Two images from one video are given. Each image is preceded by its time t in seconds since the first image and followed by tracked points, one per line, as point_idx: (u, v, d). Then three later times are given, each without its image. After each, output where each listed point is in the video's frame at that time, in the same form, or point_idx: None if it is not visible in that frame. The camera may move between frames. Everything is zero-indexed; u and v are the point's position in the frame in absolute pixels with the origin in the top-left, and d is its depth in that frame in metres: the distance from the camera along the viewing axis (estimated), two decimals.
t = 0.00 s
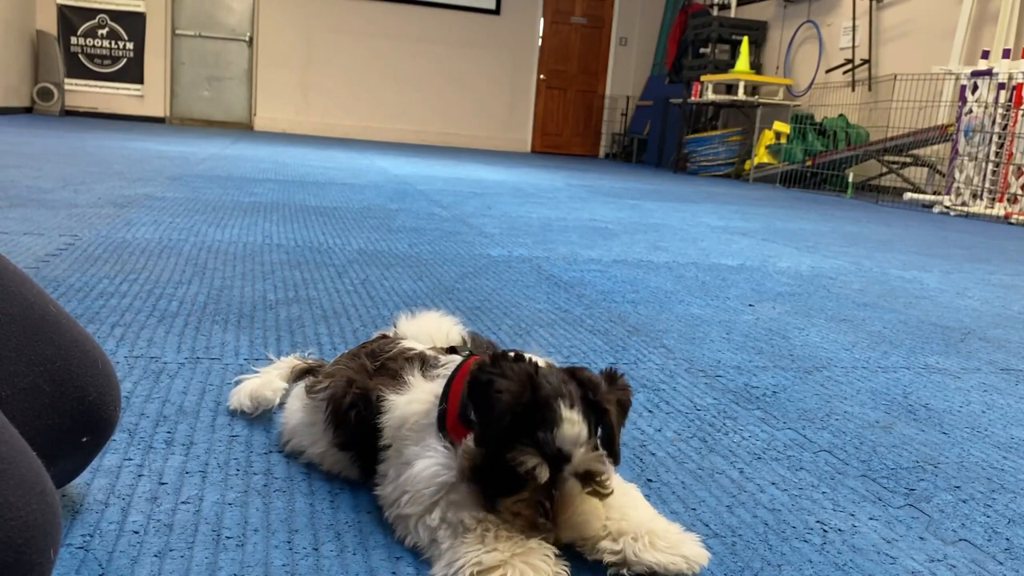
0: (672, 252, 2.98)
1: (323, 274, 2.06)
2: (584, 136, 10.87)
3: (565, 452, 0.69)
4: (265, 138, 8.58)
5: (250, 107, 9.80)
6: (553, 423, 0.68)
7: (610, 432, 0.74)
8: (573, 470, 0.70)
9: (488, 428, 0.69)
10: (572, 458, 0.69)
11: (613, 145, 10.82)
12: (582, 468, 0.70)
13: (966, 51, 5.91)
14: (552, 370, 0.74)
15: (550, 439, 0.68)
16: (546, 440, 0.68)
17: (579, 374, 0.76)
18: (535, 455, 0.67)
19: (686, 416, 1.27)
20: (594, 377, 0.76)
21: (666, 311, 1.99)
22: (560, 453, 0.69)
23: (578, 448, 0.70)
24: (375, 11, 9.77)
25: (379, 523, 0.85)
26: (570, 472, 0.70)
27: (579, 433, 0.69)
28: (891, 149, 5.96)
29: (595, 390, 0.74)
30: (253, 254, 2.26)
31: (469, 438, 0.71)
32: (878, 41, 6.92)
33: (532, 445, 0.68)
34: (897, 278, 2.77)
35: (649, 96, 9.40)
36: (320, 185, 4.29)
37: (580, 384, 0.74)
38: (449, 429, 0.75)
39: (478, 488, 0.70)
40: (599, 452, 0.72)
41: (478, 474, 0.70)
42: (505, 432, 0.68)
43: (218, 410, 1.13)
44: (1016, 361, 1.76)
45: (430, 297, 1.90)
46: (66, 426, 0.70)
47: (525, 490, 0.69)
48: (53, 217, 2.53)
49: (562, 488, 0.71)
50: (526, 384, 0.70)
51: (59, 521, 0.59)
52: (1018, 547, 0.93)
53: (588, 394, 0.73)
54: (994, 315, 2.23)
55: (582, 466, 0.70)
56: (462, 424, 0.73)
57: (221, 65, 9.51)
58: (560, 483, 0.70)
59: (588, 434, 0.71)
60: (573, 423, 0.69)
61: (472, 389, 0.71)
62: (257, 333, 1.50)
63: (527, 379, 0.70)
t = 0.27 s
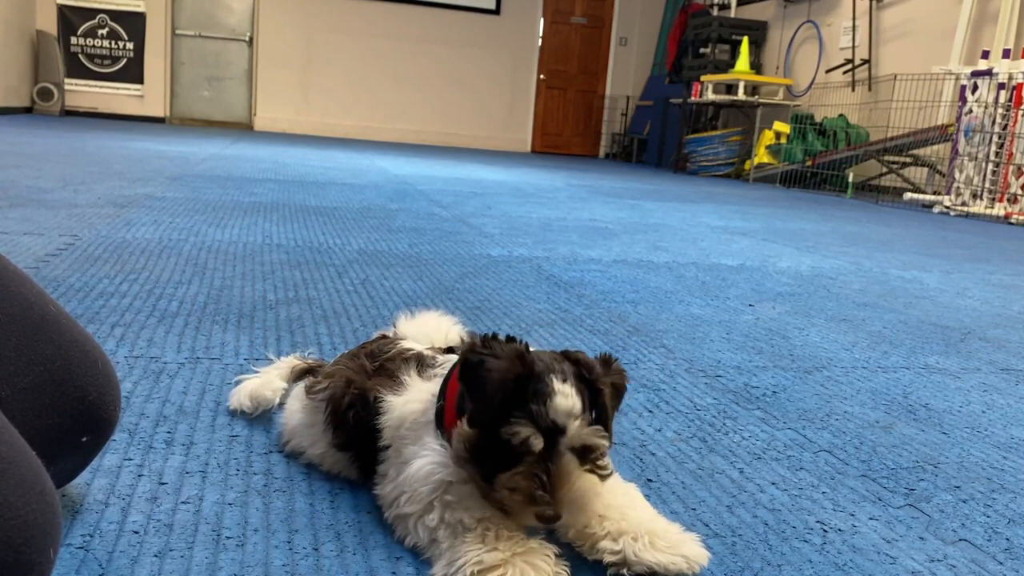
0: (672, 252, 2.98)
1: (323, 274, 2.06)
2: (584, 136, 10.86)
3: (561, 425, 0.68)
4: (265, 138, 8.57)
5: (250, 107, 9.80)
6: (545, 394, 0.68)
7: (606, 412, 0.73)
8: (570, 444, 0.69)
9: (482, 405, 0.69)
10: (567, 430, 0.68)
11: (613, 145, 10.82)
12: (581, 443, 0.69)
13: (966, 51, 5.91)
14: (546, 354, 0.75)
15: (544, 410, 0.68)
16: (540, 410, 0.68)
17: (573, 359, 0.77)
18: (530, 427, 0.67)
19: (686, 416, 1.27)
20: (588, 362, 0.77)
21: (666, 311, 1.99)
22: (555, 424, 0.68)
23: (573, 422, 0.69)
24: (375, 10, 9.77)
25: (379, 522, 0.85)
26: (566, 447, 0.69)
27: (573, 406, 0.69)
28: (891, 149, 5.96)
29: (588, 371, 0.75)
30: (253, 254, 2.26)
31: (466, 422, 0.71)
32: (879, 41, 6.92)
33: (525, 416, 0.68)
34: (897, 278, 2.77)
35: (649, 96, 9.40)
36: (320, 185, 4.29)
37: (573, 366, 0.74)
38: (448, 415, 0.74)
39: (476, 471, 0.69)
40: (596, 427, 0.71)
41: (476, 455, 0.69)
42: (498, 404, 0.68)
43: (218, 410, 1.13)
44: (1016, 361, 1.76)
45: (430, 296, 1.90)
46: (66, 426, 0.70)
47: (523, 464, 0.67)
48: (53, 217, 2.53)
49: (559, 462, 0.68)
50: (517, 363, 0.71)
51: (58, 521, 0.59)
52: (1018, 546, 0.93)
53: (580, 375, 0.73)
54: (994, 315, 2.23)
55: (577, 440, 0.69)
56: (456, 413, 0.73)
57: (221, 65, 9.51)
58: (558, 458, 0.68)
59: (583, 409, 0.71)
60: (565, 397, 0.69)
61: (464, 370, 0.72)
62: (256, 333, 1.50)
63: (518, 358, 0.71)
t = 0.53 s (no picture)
0: (672, 252, 2.98)
1: (323, 274, 2.06)
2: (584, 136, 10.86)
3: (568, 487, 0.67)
4: (265, 138, 8.58)
5: (250, 107, 9.80)
6: (554, 454, 0.66)
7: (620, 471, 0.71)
8: (576, 502, 0.67)
9: (489, 459, 0.67)
10: (573, 490, 0.67)
11: (613, 145, 10.82)
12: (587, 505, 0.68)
13: (966, 51, 5.91)
14: (560, 403, 0.72)
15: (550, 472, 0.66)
16: (548, 472, 0.66)
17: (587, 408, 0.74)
18: (535, 488, 0.65)
19: (686, 416, 1.27)
20: (605, 416, 0.74)
21: (666, 311, 2.00)
22: (561, 485, 0.66)
23: (581, 484, 0.67)
24: (375, 10, 9.77)
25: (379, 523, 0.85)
26: (572, 505, 0.67)
27: (582, 467, 0.67)
28: (891, 149, 5.96)
29: (605, 428, 0.72)
30: (253, 254, 2.26)
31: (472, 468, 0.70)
32: (878, 41, 6.92)
33: (531, 476, 0.66)
34: (896, 278, 2.77)
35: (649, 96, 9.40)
36: (320, 185, 4.29)
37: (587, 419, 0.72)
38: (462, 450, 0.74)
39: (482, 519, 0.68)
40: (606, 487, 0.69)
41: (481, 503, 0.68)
42: (506, 465, 0.66)
43: (218, 410, 1.13)
44: (1016, 361, 1.75)
45: (430, 297, 1.90)
46: (67, 425, 0.70)
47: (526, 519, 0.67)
48: (53, 217, 2.53)
49: (564, 520, 0.67)
50: (530, 418, 0.68)
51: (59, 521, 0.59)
52: (1018, 547, 0.93)
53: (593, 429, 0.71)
54: (994, 315, 2.23)
55: (584, 499, 0.67)
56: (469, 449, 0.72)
57: (221, 65, 9.51)
58: (564, 515, 0.67)
59: (593, 469, 0.69)
60: (575, 456, 0.67)
61: (474, 419, 0.69)
62: (257, 333, 1.50)
63: (530, 413, 0.68)
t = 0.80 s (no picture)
0: (672, 252, 2.98)
1: (322, 274, 2.06)
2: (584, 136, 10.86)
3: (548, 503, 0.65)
4: (265, 138, 8.57)
5: (250, 107, 9.80)
6: (529, 472, 0.65)
7: (602, 487, 0.70)
8: (558, 520, 0.66)
9: (462, 488, 0.66)
10: (553, 508, 0.66)
11: (613, 145, 10.82)
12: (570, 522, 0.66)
13: (966, 51, 5.91)
14: (533, 423, 0.72)
15: (526, 492, 0.65)
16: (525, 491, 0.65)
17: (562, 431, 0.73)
18: (513, 507, 0.64)
19: (686, 416, 1.27)
20: (581, 435, 0.73)
21: (666, 311, 1.99)
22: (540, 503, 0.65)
23: (561, 500, 0.66)
24: (375, 10, 9.77)
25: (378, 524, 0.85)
26: (555, 523, 0.66)
27: (561, 483, 0.66)
28: (891, 149, 5.96)
29: (582, 447, 0.71)
30: (253, 254, 2.26)
31: (448, 500, 0.69)
32: (878, 41, 6.92)
33: (507, 496, 0.65)
34: (897, 278, 2.77)
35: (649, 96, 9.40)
36: (320, 185, 4.29)
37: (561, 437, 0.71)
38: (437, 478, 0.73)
39: (462, 551, 0.67)
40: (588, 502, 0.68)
41: (460, 535, 0.68)
42: (478, 493, 0.65)
43: (217, 410, 1.13)
44: (1016, 361, 1.75)
45: (429, 297, 1.90)
46: (67, 424, 0.70)
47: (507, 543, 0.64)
48: (54, 217, 2.53)
49: (548, 538, 0.65)
50: (500, 441, 0.67)
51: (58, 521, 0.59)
52: (1018, 546, 0.93)
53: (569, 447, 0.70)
54: (994, 315, 2.23)
55: (566, 517, 0.66)
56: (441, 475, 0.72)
57: (221, 65, 9.51)
58: (546, 533, 0.65)
59: (572, 486, 0.67)
60: (553, 472, 0.66)
61: (443, 449, 0.69)
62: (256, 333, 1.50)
63: (500, 435, 0.68)
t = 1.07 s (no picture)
0: (672, 252, 2.98)
1: (323, 274, 2.06)
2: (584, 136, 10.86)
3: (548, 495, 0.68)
4: (265, 138, 8.57)
5: (250, 107, 9.80)
6: (528, 471, 0.66)
7: (595, 456, 0.72)
8: (558, 508, 0.69)
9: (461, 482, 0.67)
10: (554, 498, 0.68)
11: (613, 145, 10.82)
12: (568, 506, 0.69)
13: (966, 51, 5.91)
14: (522, 403, 0.72)
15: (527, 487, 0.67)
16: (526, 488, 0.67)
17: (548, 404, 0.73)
18: (515, 508, 0.67)
19: (686, 416, 1.27)
20: (568, 403, 0.74)
21: (666, 311, 1.99)
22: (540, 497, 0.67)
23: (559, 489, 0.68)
24: (375, 10, 9.77)
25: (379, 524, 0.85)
26: (555, 510, 0.69)
27: (558, 474, 0.68)
28: (891, 149, 5.97)
29: (572, 420, 0.72)
30: (253, 254, 2.26)
31: (446, 489, 0.70)
32: (878, 41, 6.92)
33: (510, 496, 0.67)
34: (897, 278, 2.77)
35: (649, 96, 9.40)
36: (320, 185, 4.29)
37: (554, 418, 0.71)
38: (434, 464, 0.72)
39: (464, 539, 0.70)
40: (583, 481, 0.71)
41: (461, 522, 0.70)
42: (479, 489, 0.66)
43: (217, 410, 1.13)
44: (1016, 361, 1.75)
45: (430, 297, 1.90)
46: (67, 424, 0.70)
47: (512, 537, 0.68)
48: (53, 217, 2.53)
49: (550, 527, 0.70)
50: (494, 431, 0.67)
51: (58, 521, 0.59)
52: (1018, 547, 0.93)
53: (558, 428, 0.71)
54: (994, 315, 2.23)
55: (566, 503, 0.69)
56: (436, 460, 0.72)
57: (221, 65, 9.51)
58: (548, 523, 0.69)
59: (568, 471, 0.70)
60: (549, 465, 0.68)
61: (436, 441, 0.68)
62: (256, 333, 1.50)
63: (493, 424, 0.68)
